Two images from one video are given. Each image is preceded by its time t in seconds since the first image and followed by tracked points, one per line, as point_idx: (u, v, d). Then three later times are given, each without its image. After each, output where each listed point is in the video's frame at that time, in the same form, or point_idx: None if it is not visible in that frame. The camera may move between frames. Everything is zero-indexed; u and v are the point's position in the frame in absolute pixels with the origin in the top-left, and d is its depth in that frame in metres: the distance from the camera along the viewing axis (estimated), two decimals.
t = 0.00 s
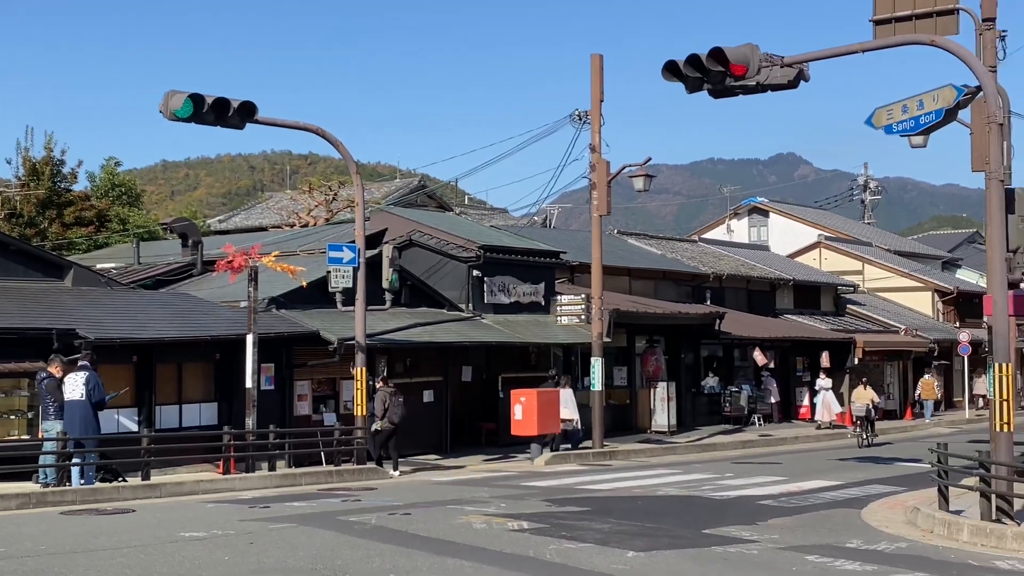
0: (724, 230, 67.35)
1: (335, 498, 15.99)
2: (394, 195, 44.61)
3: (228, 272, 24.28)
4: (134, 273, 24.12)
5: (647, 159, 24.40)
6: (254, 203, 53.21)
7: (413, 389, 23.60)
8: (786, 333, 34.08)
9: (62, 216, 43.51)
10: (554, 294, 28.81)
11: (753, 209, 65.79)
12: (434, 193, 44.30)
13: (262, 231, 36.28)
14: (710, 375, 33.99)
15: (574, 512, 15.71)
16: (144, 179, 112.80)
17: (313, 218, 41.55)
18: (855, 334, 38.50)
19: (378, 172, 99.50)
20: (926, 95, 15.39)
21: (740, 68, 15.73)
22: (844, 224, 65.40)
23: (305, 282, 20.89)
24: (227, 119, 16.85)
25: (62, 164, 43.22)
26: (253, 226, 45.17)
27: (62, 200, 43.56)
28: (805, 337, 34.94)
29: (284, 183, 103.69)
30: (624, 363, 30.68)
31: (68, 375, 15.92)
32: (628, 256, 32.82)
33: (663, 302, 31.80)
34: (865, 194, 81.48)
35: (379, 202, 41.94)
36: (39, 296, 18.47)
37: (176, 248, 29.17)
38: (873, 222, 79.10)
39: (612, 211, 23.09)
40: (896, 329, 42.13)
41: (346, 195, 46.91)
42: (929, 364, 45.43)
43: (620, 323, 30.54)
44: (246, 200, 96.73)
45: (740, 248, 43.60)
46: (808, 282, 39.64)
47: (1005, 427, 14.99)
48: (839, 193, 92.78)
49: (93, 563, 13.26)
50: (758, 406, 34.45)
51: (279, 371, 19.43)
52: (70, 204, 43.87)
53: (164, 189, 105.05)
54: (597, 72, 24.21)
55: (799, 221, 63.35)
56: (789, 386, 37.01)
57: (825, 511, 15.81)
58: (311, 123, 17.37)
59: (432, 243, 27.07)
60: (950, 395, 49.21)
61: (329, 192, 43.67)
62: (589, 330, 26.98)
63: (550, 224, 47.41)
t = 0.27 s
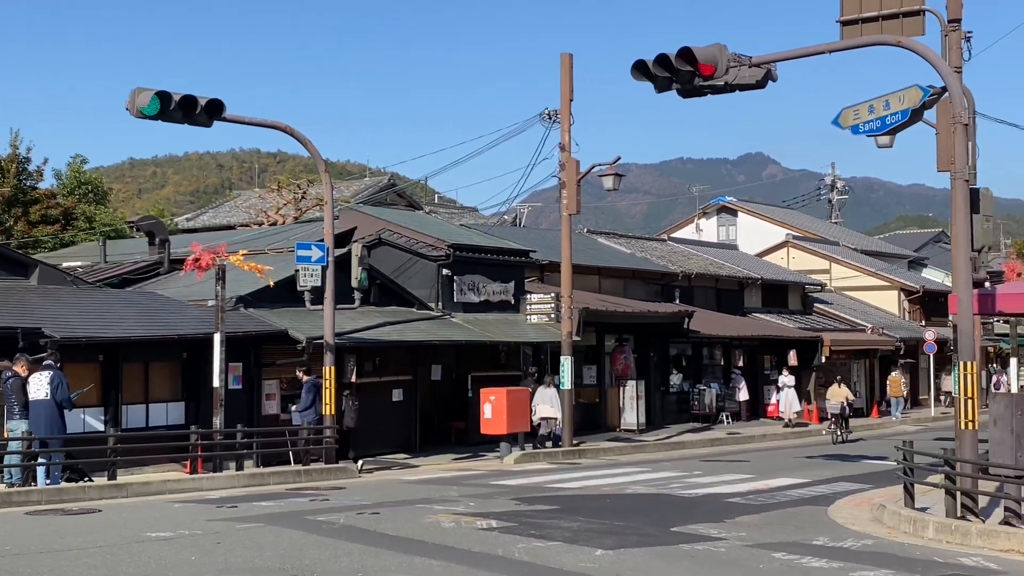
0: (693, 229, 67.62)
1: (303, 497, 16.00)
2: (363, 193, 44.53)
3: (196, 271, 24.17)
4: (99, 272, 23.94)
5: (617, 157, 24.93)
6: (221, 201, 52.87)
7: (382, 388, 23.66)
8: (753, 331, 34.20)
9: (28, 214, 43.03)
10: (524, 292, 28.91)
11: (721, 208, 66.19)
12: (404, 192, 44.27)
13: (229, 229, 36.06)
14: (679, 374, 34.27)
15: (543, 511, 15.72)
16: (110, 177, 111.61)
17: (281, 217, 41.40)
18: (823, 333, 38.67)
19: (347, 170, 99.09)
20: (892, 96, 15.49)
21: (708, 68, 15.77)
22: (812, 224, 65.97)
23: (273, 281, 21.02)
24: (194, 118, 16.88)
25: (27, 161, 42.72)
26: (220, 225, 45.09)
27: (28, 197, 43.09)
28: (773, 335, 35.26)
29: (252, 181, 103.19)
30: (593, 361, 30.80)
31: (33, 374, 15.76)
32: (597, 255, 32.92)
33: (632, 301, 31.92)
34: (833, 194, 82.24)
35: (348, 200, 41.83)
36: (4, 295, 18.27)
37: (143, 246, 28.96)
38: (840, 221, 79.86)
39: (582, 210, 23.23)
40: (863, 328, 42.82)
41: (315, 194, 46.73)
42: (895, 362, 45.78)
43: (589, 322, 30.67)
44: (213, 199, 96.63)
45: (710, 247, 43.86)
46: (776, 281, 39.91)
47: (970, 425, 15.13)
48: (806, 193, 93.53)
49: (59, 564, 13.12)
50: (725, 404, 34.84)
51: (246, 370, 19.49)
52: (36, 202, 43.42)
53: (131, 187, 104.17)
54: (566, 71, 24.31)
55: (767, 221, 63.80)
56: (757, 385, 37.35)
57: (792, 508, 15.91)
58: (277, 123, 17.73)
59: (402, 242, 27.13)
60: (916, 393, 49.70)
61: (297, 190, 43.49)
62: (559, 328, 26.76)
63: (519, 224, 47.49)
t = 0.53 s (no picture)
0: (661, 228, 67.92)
1: (269, 497, 16.01)
2: (331, 191, 44.44)
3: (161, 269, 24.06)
4: (64, 270, 23.77)
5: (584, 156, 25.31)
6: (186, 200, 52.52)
7: (349, 387, 23.67)
8: (718, 329, 34.28)
9: None
10: (492, 291, 28.99)
11: (689, 207, 66.55)
12: (372, 190, 44.24)
13: (196, 228, 35.87)
14: (647, 373, 34.46)
15: (511, 509, 15.74)
16: (75, 175, 110.47)
17: (248, 215, 41.24)
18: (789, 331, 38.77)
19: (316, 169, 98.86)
20: (857, 96, 15.60)
21: (676, 68, 15.83)
22: (780, 223, 66.46)
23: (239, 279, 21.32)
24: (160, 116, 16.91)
25: None
26: (186, 224, 44.89)
27: None
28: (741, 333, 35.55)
29: (219, 179, 102.54)
30: (561, 360, 30.90)
31: None
32: (565, 253, 32.98)
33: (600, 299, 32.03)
34: (800, 193, 82.89)
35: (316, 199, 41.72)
36: None
37: (108, 244, 28.74)
38: (806, 220, 80.50)
39: (549, 209, 23.40)
40: (828, 326, 43.09)
41: (282, 192, 46.57)
42: (860, 360, 46.25)
43: (558, 321, 30.72)
44: (179, 197, 96.11)
45: (678, 246, 44.06)
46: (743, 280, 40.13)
47: (934, 423, 15.23)
48: (773, 193, 94.32)
49: (22, 564, 12.99)
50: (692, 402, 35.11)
51: (213, 369, 19.73)
52: None
53: (96, 185, 103.09)
54: (534, 70, 24.40)
55: (735, 219, 64.19)
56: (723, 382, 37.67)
57: (758, 506, 16.00)
58: (242, 119, 18.33)
59: (369, 240, 27.09)
60: (883, 391, 50.24)
61: (264, 188, 43.31)
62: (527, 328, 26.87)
63: (488, 222, 47.50)
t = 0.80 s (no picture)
0: (628, 227, 68.12)
1: (234, 497, 15.97)
2: (296, 189, 44.25)
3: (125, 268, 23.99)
4: (26, 269, 23.57)
5: (551, 154, 25.51)
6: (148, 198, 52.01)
7: (315, 386, 23.63)
8: (685, 328, 34.53)
9: None
10: (459, 289, 29.01)
11: (656, 206, 66.81)
12: (339, 189, 44.13)
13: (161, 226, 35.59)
14: (614, 372, 34.64)
15: (477, 508, 15.72)
16: (38, 173, 109.15)
17: (213, 214, 41.00)
18: (755, 330, 39.18)
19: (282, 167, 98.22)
20: (822, 96, 15.67)
21: (643, 68, 15.84)
22: (747, 222, 66.86)
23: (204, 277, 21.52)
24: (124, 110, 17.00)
25: None
26: (151, 222, 44.50)
27: None
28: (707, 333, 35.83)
29: (184, 177, 101.78)
30: (529, 358, 30.90)
31: None
32: (533, 252, 33.00)
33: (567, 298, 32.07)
34: (767, 192, 83.45)
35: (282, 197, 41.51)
36: None
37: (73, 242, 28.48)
38: (772, 220, 81.07)
39: (517, 207, 23.51)
40: (794, 325, 43.29)
41: (247, 190, 46.26)
42: (825, 360, 46.96)
43: (525, 320, 30.68)
44: (143, 195, 95.22)
45: (646, 245, 44.22)
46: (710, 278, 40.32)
47: (897, 421, 15.33)
48: (740, 192, 95.10)
49: None
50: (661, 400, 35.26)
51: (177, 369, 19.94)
52: None
53: (60, 182, 101.92)
54: (502, 69, 24.44)
55: (702, 219, 64.51)
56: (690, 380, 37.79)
57: (724, 504, 16.05)
58: (208, 118, 19.32)
59: (335, 239, 27.00)
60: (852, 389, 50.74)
61: (229, 186, 43.06)
62: (495, 327, 26.99)
63: (455, 221, 47.47)
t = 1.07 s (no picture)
0: (596, 226, 68.29)
1: (200, 497, 15.98)
2: (262, 187, 44.04)
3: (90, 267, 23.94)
4: None
5: (519, 153, 25.61)
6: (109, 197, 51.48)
7: (281, 385, 23.78)
8: (651, 326, 34.86)
9: None
10: (428, 288, 29.06)
11: (624, 205, 67.10)
12: (306, 188, 43.98)
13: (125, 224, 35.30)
14: (581, 371, 34.83)
15: (444, 508, 15.72)
16: None
17: (179, 212, 40.74)
18: (722, 328, 39.66)
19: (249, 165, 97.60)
20: (788, 96, 15.75)
21: (611, 67, 15.88)
22: (714, 221, 67.27)
23: (170, 276, 21.50)
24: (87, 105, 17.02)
25: None
26: (115, 220, 44.11)
27: None
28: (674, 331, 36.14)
29: (150, 175, 101.08)
30: (497, 357, 31.01)
31: None
32: (501, 251, 33.05)
33: (535, 297, 32.14)
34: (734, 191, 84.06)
35: (248, 195, 41.29)
36: None
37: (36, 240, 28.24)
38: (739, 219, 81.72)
39: (485, 206, 23.64)
40: (760, 324, 43.58)
41: (212, 188, 45.95)
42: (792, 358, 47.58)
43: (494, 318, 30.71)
44: (107, 193, 94.31)
45: (614, 244, 44.41)
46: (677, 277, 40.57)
47: (862, 418, 15.43)
48: (706, 192, 95.79)
49: None
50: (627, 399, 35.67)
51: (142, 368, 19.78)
52: None
53: (24, 180, 100.82)
54: (470, 67, 24.47)
55: (670, 218, 64.80)
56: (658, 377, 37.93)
57: (690, 502, 16.12)
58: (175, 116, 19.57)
59: (303, 238, 27.02)
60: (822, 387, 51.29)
61: (195, 184, 42.80)
62: (463, 325, 27.16)
63: (423, 220, 47.47)
